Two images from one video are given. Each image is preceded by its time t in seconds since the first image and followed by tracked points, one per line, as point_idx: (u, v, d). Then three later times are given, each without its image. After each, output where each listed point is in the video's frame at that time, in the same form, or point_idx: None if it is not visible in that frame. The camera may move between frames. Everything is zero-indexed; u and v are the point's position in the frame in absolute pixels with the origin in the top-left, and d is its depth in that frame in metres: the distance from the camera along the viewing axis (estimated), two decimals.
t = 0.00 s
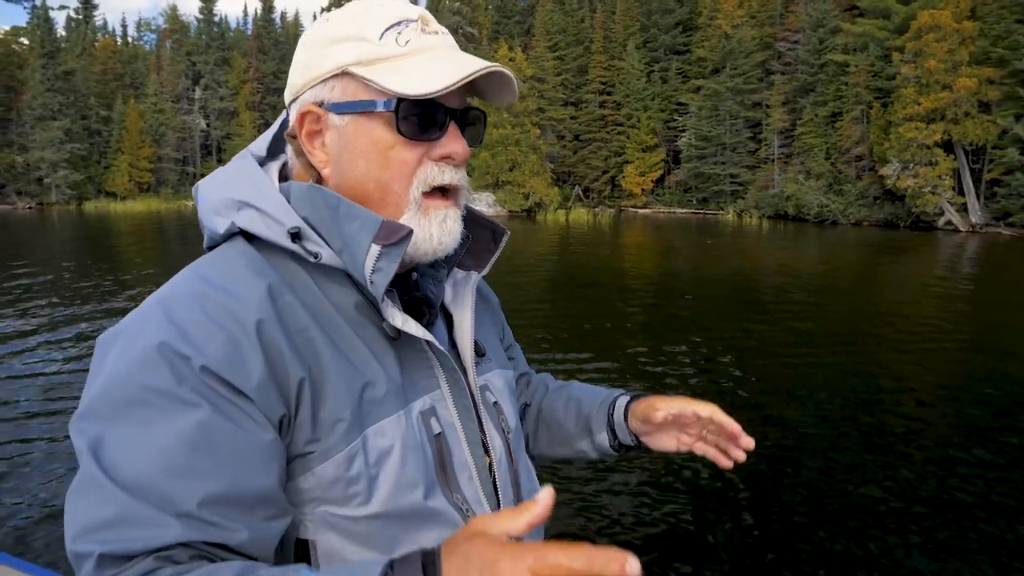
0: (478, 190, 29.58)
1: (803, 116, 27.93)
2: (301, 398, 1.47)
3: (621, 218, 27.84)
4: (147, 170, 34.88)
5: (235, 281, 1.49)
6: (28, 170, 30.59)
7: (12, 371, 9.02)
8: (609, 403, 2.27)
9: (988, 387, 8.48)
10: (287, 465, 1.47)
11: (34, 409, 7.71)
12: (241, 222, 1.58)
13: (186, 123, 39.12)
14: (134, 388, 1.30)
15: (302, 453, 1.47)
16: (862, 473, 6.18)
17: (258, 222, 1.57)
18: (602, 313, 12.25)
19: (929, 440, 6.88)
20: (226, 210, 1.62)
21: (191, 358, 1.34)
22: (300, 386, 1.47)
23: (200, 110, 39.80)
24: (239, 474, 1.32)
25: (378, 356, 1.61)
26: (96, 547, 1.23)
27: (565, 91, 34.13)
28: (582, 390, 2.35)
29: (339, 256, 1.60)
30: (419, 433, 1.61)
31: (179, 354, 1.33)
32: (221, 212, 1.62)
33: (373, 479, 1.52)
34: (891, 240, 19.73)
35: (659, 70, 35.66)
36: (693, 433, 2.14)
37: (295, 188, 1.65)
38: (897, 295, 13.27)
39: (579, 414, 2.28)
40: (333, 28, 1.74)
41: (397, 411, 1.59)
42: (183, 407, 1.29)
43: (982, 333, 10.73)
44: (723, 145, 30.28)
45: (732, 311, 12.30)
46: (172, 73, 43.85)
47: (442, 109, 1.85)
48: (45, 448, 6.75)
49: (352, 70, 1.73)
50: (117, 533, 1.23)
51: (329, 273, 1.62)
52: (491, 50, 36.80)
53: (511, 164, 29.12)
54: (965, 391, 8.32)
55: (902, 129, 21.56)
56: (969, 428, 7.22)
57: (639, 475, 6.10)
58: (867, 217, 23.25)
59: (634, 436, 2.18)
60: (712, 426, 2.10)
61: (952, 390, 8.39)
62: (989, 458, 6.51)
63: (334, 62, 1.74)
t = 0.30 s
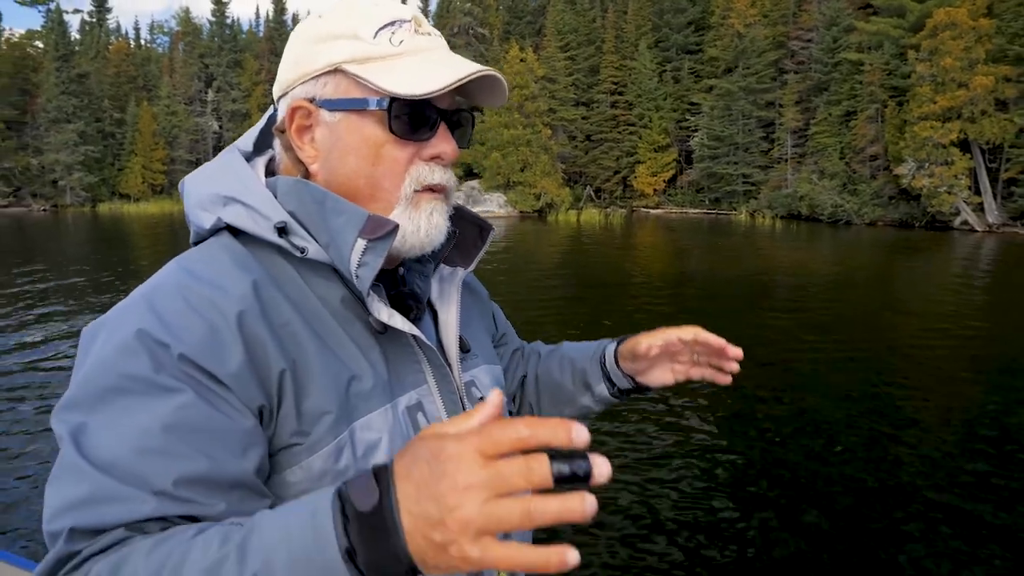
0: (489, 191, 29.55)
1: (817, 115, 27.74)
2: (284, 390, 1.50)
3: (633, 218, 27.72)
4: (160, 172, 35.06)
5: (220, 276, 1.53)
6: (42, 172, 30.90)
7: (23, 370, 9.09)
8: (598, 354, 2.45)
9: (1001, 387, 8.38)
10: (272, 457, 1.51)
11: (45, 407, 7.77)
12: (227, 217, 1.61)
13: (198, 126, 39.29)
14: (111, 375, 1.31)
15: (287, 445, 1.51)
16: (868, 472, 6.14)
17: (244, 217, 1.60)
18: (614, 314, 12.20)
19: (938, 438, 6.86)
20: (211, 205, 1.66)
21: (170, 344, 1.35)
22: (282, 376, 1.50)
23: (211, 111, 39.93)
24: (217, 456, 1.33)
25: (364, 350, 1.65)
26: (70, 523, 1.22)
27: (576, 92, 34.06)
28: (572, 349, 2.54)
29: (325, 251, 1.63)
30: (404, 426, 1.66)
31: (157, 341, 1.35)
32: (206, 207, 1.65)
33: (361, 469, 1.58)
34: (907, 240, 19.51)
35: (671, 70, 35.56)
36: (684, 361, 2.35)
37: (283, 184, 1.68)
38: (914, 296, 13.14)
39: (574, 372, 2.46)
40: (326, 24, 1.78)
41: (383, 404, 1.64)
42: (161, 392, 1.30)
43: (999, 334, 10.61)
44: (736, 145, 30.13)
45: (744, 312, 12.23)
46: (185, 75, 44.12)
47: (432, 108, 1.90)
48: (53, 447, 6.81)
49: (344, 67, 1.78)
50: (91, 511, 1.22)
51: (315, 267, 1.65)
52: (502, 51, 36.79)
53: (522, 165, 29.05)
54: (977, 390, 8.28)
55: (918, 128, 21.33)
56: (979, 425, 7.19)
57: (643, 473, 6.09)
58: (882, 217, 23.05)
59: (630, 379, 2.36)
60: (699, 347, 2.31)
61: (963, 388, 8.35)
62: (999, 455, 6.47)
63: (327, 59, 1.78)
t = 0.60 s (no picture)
0: (501, 190, 29.55)
1: (832, 111, 27.52)
2: (267, 390, 1.60)
3: (646, 216, 27.63)
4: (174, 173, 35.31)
5: (204, 276, 1.62)
6: (58, 175, 31.21)
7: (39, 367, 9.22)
8: (583, 321, 2.67)
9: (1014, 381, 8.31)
10: (255, 453, 1.60)
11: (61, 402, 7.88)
12: (212, 216, 1.71)
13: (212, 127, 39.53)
14: (92, 373, 1.38)
15: (270, 441, 1.61)
16: (875, 464, 6.11)
17: (228, 217, 1.70)
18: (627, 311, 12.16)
19: (947, 430, 6.84)
20: (196, 205, 1.75)
21: (149, 344, 1.43)
22: (261, 374, 1.59)
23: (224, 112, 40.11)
24: (196, 449, 1.42)
25: (349, 347, 1.75)
26: (47, 513, 1.29)
27: (588, 90, 33.98)
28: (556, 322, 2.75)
29: (308, 248, 1.72)
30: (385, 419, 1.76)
31: (137, 339, 1.43)
32: (191, 206, 1.74)
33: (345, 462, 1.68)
34: (923, 237, 19.27)
35: (683, 67, 35.45)
36: (666, 314, 2.58)
37: (268, 186, 1.77)
38: (930, 293, 12.99)
39: (563, 343, 2.67)
40: (317, 25, 1.82)
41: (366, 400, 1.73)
42: (142, 387, 1.38)
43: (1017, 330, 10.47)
44: (749, 142, 29.97)
45: (756, 310, 12.16)
46: (198, 77, 44.39)
47: (417, 117, 1.95)
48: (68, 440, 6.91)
49: (330, 71, 1.81)
50: (71, 501, 1.29)
51: (299, 265, 1.75)
52: (513, 50, 36.78)
53: (534, 163, 29.01)
54: (988, 383, 8.23)
55: (934, 123, 21.08)
56: (988, 417, 7.16)
57: (647, 466, 6.10)
58: (898, 213, 22.83)
59: (616, 340, 2.58)
60: (676, 295, 2.54)
61: (974, 382, 8.30)
62: (1007, 445, 6.45)
63: (315, 62, 1.81)
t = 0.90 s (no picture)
0: (513, 189, 29.52)
1: (846, 108, 27.31)
2: (259, 386, 1.61)
3: (658, 215, 27.52)
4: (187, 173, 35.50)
5: (197, 275, 1.63)
6: (73, 174, 31.47)
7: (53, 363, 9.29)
8: (574, 313, 2.64)
9: None
10: (247, 449, 1.61)
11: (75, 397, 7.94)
12: (206, 216, 1.71)
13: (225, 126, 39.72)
14: (84, 369, 1.39)
15: (262, 439, 1.62)
16: (886, 461, 6.04)
17: (221, 217, 1.70)
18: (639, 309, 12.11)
19: (959, 427, 6.78)
20: (191, 205, 1.76)
21: (141, 342, 1.44)
22: (252, 371, 1.60)
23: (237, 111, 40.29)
24: (186, 444, 1.43)
25: (339, 346, 1.76)
26: (39, 505, 1.30)
27: (600, 88, 33.87)
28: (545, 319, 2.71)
29: (300, 249, 1.72)
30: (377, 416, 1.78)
31: (129, 338, 1.43)
32: (186, 207, 1.75)
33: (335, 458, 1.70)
34: (940, 235, 19.05)
35: (696, 65, 35.29)
36: (654, 302, 2.56)
37: (260, 186, 1.77)
38: (947, 292, 12.84)
39: (554, 338, 2.63)
40: (317, 31, 1.81)
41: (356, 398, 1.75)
42: (133, 384, 1.39)
43: None
44: (763, 140, 29.77)
45: (768, 308, 12.07)
46: (211, 77, 44.64)
47: (414, 127, 1.93)
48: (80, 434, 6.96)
49: (328, 79, 1.80)
50: (62, 493, 1.31)
51: (292, 266, 1.76)
52: (525, 48, 36.72)
53: (546, 162, 28.95)
54: (1002, 381, 8.14)
55: (951, 120, 20.85)
56: (1002, 415, 7.09)
57: (654, 461, 6.06)
58: (914, 211, 22.58)
59: (607, 331, 2.55)
60: (662, 283, 2.52)
61: (988, 380, 8.21)
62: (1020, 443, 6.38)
63: (313, 69, 1.80)
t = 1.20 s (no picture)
0: (527, 189, 29.47)
1: (864, 108, 27.06)
2: (269, 381, 1.59)
3: (673, 215, 27.38)
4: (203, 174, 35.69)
5: (210, 273, 1.61)
6: (92, 174, 31.74)
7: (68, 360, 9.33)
8: (575, 312, 2.60)
9: None
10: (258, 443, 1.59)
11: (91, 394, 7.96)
12: (217, 215, 1.69)
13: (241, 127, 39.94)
14: (98, 363, 1.37)
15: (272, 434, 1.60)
16: (904, 460, 5.95)
17: (232, 217, 1.68)
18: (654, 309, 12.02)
19: (980, 427, 6.69)
20: (203, 205, 1.73)
21: (154, 337, 1.42)
22: (261, 366, 1.57)
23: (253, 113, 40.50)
24: (198, 436, 1.41)
25: (348, 343, 1.74)
26: (56, 494, 1.30)
27: (615, 88, 33.76)
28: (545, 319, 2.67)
29: (309, 249, 1.70)
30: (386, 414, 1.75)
31: (143, 333, 1.42)
32: (197, 206, 1.73)
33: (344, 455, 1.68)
34: (961, 237, 18.79)
35: (712, 65, 35.14)
36: (655, 299, 2.53)
37: (270, 185, 1.75)
38: (968, 294, 12.65)
39: (556, 336, 2.60)
40: (327, 34, 1.77)
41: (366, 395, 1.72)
42: (146, 378, 1.37)
43: None
44: (779, 140, 29.55)
45: (785, 310, 11.95)
46: (227, 79, 44.93)
47: (422, 128, 1.91)
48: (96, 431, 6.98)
49: (339, 81, 1.77)
50: (79, 482, 1.30)
51: (302, 265, 1.73)
52: (539, 49, 36.68)
53: (560, 162, 28.87)
54: None
55: (972, 120, 20.58)
56: None
57: (668, 458, 6.01)
58: (934, 213, 22.28)
59: (609, 329, 2.52)
60: (662, 280, 2.49)
61: (1009, 382, 8.10)
62: None
63: (325, 72, 1.77)
